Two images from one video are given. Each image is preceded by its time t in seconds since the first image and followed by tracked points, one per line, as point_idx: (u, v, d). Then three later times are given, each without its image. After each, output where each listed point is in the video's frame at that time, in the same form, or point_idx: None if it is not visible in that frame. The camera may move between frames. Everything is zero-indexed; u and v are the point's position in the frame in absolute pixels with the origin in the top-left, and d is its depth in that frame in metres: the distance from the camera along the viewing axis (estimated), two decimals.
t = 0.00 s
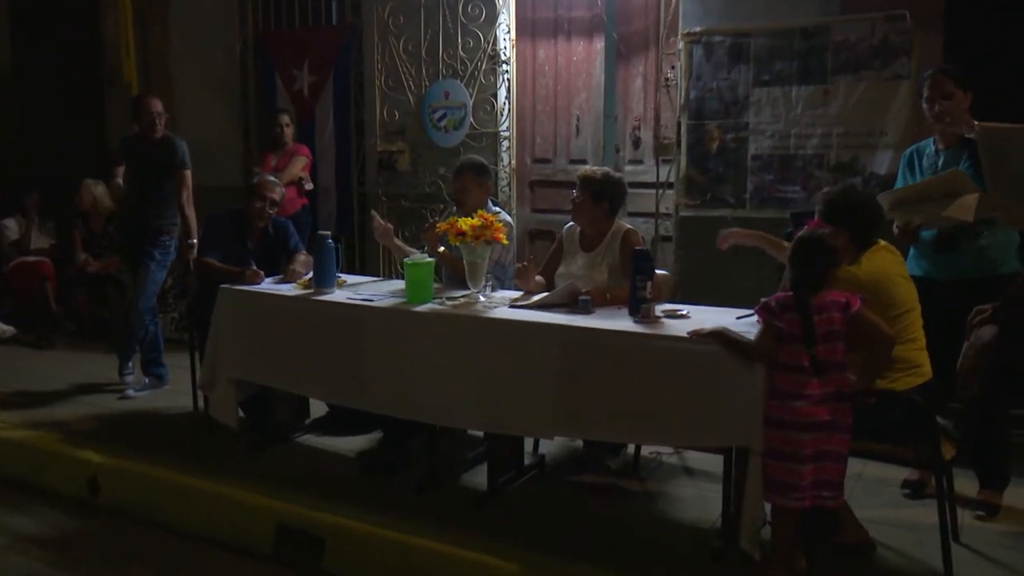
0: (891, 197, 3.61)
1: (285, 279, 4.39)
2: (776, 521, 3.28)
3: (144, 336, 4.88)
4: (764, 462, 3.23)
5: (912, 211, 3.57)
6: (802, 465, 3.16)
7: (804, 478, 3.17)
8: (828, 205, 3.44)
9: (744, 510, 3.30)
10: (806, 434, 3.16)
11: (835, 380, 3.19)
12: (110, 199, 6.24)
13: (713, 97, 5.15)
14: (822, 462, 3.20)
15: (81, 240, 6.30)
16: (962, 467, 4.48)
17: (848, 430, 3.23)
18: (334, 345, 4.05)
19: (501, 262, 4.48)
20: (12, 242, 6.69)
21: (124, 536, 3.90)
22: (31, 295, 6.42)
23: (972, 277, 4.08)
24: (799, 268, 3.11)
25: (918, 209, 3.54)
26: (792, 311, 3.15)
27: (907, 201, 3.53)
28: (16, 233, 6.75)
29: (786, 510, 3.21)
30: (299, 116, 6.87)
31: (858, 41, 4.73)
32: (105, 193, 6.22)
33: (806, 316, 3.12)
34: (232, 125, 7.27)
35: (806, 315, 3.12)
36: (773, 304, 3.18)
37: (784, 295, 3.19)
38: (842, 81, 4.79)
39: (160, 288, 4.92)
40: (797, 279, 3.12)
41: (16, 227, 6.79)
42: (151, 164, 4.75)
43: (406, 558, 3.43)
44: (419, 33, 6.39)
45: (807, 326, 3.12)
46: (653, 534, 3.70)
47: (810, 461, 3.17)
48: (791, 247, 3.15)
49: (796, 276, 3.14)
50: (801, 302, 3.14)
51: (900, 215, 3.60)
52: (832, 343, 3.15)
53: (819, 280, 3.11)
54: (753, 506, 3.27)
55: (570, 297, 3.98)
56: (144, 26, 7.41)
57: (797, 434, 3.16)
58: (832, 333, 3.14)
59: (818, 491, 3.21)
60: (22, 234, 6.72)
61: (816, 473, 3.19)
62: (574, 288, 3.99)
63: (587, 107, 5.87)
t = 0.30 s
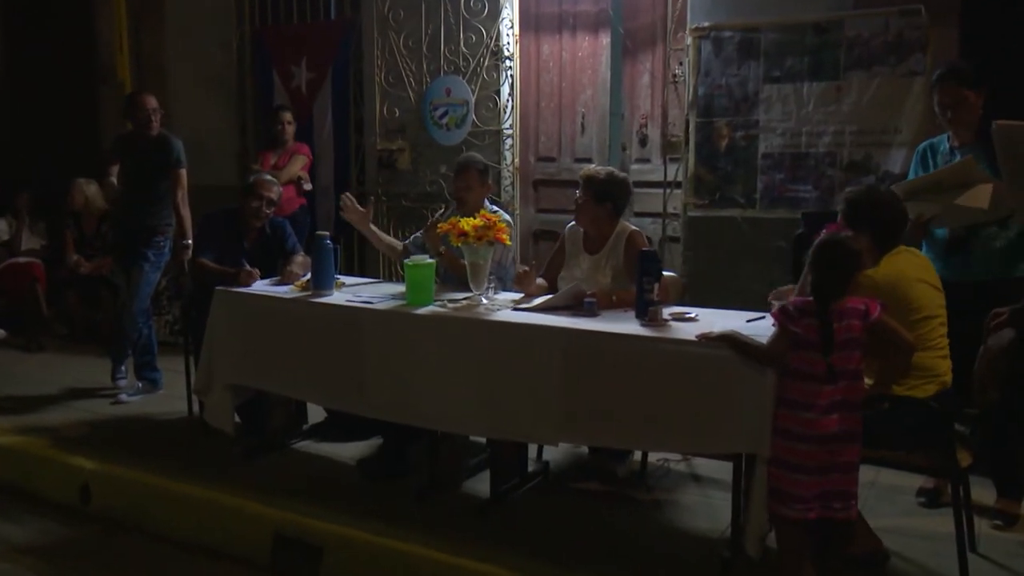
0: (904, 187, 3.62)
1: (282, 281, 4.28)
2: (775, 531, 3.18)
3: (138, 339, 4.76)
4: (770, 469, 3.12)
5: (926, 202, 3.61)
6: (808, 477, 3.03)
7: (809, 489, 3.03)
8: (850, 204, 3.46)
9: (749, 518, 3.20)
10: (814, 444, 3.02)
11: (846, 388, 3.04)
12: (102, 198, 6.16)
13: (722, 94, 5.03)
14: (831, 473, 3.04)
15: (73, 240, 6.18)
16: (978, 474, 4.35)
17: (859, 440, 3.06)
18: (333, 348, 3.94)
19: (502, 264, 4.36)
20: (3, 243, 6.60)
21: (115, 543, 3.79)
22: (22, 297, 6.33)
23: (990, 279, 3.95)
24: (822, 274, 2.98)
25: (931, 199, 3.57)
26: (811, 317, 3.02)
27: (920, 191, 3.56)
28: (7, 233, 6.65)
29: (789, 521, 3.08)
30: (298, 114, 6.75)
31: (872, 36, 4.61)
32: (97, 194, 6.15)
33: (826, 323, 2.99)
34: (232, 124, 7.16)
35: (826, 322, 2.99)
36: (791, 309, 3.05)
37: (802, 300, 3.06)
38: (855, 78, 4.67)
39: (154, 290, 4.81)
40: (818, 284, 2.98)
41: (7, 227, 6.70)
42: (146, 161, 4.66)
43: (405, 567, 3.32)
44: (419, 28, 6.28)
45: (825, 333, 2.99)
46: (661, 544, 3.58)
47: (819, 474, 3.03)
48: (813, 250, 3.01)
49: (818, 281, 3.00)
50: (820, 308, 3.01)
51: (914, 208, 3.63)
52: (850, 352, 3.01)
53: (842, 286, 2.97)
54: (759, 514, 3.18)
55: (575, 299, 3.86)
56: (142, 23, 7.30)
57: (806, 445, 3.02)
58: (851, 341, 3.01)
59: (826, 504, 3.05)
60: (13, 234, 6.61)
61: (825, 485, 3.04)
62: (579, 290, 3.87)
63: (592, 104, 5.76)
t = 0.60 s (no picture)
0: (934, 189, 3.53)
1: (279, 283, 4.17)
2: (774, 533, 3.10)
3: (130, 342, 4.65)
4: (776, 475, 3.03)
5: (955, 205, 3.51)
6: (816, 483, 2.95)
7: (814, 493, 2.96)
8: (868, 203, 3.40)
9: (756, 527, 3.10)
10: (819, 450, 2.93)
11: (853, 394, 2.94)
12: (95, 199, 5.97)
13: (732, 91, 4.91)
14: (837, 480, 2.96)
15: (64, 242, 6.03)
16: (993, 482, 4.23)
17: (868, 447, 2.96)
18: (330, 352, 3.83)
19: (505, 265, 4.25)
20: None
21: (105, 553, 3.68)
22: (12, 300, 6.24)
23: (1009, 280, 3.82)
24: (834, 276, 2.90)
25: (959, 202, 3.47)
26: (822, 321, 2.92)
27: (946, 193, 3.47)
28: None
29: (797, 527, 3.00)
30: (295, 111, 6.63)
31: (885, 32, 4.50)
32: (90, 194, 5.93)
33: (837, 327, 2.90)
34: (231, 123, 7.06)
35: (838, 327, 2.90)
36: (802, 313, 2.95)
37: (814, 304, 2.96)
38: (869, 74, 4.56)
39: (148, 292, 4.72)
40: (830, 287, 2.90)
41: None
42: (140, 160, 4.57)
43: None
44: (421, 25, 6.18)
45: (837, 338, 2.90)
46: (668, 554, 3.46)
47: (823, 479, 2.96)
48: (826, 252, 2.93)
49: (830, 285, 2.92)
50: (832, 312, 2.92)
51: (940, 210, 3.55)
52: (861, 358, 2.92)
53: (854, 289, 2.90)
54: (767, 522, 3.07)
55: (580, 302, 3.75)
56: (139, 20, 7.18)
57: (814, 451, 2.93)
58: (862, 347, 2.91)
59: (827, 510, 2.97)
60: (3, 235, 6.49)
61: (828, 492, 2.96)
62: (583, 292, 3.77)
63: (598, 101, 5.64)
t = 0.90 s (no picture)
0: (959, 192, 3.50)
1: (276, 286, 4.07)
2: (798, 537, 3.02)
3: (123, 346, 4.55)
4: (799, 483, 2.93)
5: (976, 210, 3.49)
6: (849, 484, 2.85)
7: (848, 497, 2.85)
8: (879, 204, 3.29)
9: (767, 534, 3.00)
10: (852, 450, 2.84)
11: (872, 391, 2.89)
12: (86, 199, 5.97)
13: (741, 88, 4.80)
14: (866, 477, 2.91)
15: (55, 243, 5.93)
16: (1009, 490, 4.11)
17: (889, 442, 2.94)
18: (329, 355, 3.73)
19: (508, 267, 4.14)
20: None
21: (95, 563, 3.57)
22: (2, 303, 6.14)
23: None
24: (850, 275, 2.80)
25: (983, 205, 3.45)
26: (840, 320, 2.83)
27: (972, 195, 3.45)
28: None
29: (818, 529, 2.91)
30: (293, 110, 6.51)
31: (899, 28, 4.40)
32: (80, 194, 5.93)
33: (855, 327, 2.82)
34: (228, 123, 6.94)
35: (855, 327, 2.83)
36: (818, 311, 2.85)
37: (829, 302, 2.86)
38: (882, 71, 4.46)
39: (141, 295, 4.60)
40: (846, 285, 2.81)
41: None
42: (134, 159, 4.48)
43: None
44: (422, 21, 6.06)
45: (854, 338, 2.83)
46: (676, 565, 3.35)
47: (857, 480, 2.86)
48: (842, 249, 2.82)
49: (846, 284, 2.82)
50: (850, 312, 2.84)
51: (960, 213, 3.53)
52: (879, 357, 2.86)
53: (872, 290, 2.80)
54: (781, 531, 2.96)
55: (585, 306, 3.66)
56: (134, 17, 7.06)
57: (842, 452, 2.84)
58: (880, 347, 2.85)
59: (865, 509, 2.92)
60: None
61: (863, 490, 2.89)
62: (589, 295, 3.66)
63: (603, 99, 5.57)
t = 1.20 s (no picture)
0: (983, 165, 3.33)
1: (272, 288, 3.96)
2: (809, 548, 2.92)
3: (116, 350, 4.45)
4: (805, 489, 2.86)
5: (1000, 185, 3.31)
6: (859, 497, 2.77)
7: (859, 511, 2.77)
8: (892, 203, 3.18)
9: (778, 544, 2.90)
10: (862, 463, 2.77)
11: (888, 399, 2.80)
12: (78, 198, 5.81)
13: (749, 85, 4.70)
14: (883, 491, 2.78)
15: (46, 244, 5.83)
16: None
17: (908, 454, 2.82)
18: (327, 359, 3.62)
19: (510, 268, 4.03)
20: None
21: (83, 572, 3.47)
22: None
23: None
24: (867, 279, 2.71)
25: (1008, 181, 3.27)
26: (856, 325, 2.75)
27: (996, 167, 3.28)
28: None
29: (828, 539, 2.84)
30: (289, 109, 6.42)
31: (912, 23, 4.29)
32: (72, 193, 5.78)
33: (872, 333, 2.74)
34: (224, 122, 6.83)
35: (872, 332, 2.74)
36: (833, 315, 2.77)
37: (845, 306, 2.77)
38: (895, 68, 4.35)
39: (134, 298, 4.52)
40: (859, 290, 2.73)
41: None
42: (127, 158, 4.40)
43: None
44: (423, 17, 5.95)
45: (871, 343, 2.74)
46: None
47: (870, 494, 2.77)
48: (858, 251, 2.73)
49: (862, 288, 2.74)
50: (866, 315, 2.75)
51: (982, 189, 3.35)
52: (896, 363, 2.78)
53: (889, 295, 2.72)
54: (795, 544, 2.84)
55: (589, 309, 3.55)
56: (127, 13, 6.94)
57: (852, 465, 2.78)
58: (897, 353, 2.77)
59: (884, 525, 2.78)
60: None
61: (880, 505, 2.78)
62: (593, 298, 3.56)
63: (608, 96, 5.46)
